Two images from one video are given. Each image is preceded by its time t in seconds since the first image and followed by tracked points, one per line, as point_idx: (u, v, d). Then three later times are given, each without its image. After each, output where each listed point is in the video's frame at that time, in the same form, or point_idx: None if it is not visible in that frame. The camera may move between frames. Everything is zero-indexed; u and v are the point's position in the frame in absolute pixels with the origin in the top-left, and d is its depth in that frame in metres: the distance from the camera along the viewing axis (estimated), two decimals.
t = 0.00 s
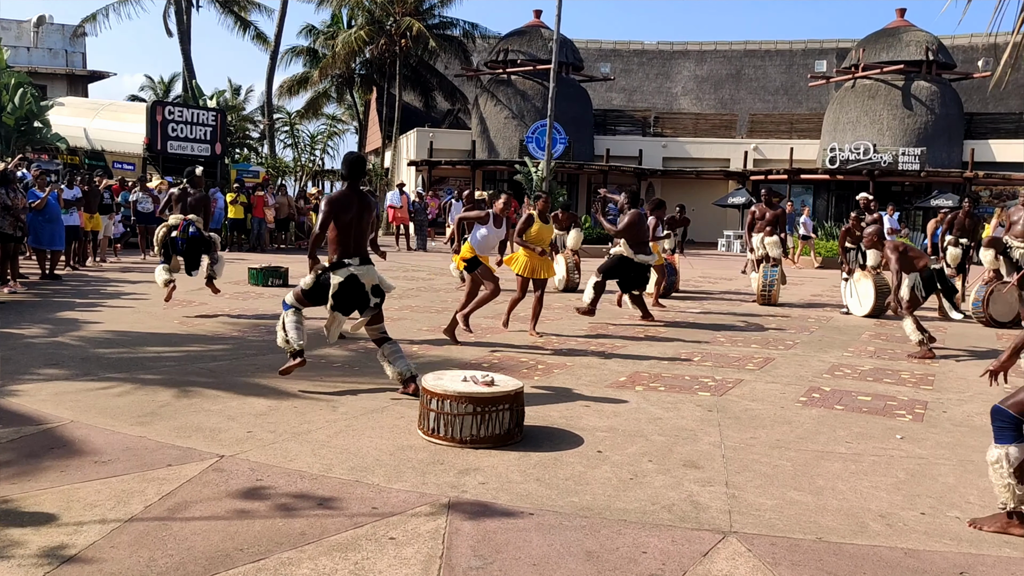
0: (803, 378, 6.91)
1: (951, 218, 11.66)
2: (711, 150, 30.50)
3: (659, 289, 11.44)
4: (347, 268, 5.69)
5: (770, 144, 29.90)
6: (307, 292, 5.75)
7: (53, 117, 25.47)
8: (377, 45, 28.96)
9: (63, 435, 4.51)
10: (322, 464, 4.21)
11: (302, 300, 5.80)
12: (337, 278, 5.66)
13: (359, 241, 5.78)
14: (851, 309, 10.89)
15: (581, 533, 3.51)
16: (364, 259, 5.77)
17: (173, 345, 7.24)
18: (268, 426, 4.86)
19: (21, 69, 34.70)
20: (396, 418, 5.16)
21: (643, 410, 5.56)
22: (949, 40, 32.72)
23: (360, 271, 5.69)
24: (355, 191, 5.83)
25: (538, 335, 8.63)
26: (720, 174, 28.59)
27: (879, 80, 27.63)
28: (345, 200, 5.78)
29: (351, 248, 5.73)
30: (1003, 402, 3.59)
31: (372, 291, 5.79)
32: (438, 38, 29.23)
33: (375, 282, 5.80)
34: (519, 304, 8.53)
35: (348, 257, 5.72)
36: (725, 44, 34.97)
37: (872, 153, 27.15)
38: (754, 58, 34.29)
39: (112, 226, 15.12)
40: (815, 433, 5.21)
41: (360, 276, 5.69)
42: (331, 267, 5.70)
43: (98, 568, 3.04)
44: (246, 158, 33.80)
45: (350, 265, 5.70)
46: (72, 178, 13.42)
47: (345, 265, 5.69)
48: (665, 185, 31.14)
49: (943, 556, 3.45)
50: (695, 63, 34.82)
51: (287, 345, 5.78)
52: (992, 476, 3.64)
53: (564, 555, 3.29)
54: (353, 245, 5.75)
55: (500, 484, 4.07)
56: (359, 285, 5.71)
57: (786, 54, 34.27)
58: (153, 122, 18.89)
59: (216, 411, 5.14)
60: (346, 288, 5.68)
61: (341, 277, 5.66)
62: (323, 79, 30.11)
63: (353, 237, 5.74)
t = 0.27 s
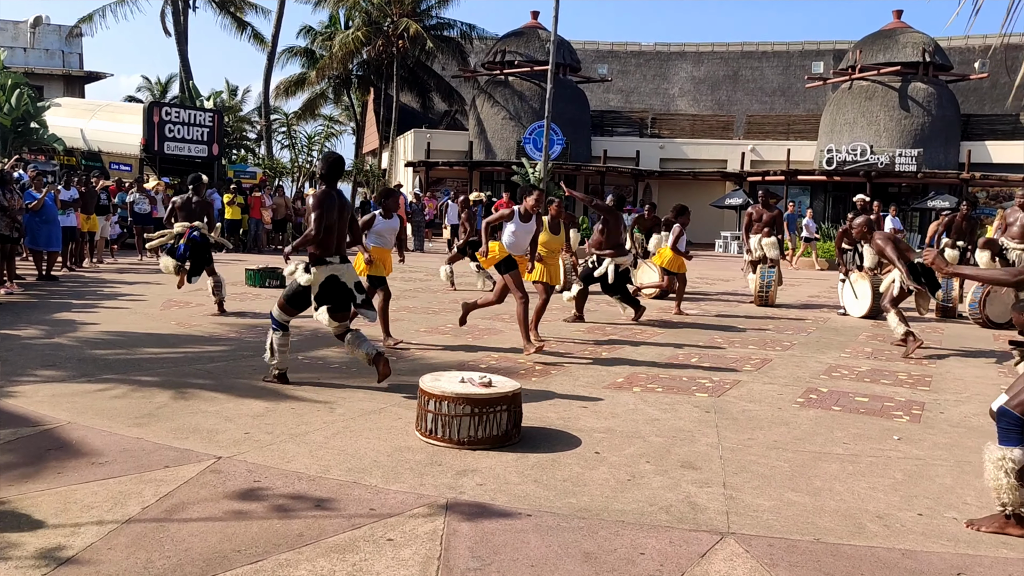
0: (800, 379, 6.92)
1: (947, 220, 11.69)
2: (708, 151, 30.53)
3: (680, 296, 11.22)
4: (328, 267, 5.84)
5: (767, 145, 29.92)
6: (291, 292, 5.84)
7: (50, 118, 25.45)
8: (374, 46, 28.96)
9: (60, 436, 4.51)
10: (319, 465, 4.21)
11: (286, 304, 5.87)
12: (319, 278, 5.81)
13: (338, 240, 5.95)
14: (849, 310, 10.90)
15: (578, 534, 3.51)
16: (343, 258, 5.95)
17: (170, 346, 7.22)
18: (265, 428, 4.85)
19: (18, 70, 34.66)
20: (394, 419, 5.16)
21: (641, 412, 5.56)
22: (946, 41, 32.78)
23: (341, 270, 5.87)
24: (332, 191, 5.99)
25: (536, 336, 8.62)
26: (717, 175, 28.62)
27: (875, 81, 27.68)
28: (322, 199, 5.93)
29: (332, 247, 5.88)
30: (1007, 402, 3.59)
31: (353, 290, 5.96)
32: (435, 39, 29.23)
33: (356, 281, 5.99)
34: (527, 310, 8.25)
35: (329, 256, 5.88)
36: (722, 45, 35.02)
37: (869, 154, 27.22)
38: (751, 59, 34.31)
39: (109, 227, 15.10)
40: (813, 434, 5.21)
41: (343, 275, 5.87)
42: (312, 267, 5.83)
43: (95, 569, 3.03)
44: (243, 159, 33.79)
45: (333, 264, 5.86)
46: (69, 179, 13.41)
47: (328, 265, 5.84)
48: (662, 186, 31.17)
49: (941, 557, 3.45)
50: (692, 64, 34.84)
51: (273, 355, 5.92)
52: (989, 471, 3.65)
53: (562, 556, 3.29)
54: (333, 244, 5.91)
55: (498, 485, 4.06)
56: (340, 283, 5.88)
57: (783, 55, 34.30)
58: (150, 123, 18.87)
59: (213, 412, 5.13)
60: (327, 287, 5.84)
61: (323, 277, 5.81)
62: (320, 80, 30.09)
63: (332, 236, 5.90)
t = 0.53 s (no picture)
0: (799, 379, 6.92)
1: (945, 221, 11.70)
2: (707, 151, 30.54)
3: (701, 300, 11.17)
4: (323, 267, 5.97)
5: (765, 146, 29.95)
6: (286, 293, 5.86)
7: (48, 119, 25.44)
8: (372, 47, 28.96)
9: (57, 437, 4.50)
10: (317, 466, 4.21)
11: (280, 306, 5.90)
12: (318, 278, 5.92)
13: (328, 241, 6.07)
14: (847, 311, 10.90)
15: (577, 534, 3.51)
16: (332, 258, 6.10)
17: (168, 347, 7.22)
18: (263, 428, 4.85)
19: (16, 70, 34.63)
20: (392, 420, 5.16)
21: (639, 412, 5.56)
22: (943, 42, 32.83)
23: (335, 270, 6.03)
24: (315, 193, 6.10)
25: (534, 336, 8.62)
26: (715, 175, 28.64)
27: (873, 82, 27.71)
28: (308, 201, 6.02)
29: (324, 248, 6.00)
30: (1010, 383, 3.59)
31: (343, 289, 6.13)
32: (434, 40, 29.23)
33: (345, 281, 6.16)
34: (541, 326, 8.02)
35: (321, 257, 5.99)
36: (721, 46, 35.05)
37: (867, 155, 27.27)
38: (748, 60, 34.34)
39: (107, 228, 15.07)
40: (811, 434, 5.22)
41: (337, 275, 6.02)
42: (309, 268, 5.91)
43: (93, 570, 3.03)
44: (241, 160, 33.78)
45: (326, 264, 5.98)
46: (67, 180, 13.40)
47: (323, 265, 5.96)
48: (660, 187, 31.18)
49: (939, 557, 3.46)
50: (691, 65, 34.84)
51: (269, 355, 5.92)
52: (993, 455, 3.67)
53: (561, 557, 3.29)
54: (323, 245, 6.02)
55: (497, 485, 4.06)
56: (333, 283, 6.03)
57: (781, 56, 34.35)
58: (148, 124, 18.85)
59: (211, 413, 5.13)
60: (324, 286, 5.97)
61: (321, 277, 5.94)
62: (318, 81, 30.09)
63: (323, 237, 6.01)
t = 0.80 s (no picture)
0: (797, 380, 6.92)
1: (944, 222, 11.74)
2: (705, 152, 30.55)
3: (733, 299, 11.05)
4: (315, 252, 6.05)
5: (764, 146, 29.97)
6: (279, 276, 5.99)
7: (46, 119, 25.43)
8: (371, 47, 28.94)
9: (55, 437, 4.49)
10: (316, 466, 4.21)
11: (273, 292, 6.03)
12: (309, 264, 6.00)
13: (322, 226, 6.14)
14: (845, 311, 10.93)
15: (576, 535, 3.51)
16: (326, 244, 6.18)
17: (167, 348, 7.21)
18: (262, 428, 4.85)
19: (14, 71, 34.60)
20: (391, 420, 5.16)
21: (638, 412, 5.56)
22: (942, 43, 32.88)
23: (327, 255, 6.10)
24: (313, 177, 6.16)
25: (533, 337, 8.62)
26: (714, 176, 28.64)
27: (872, 83, 27.73)
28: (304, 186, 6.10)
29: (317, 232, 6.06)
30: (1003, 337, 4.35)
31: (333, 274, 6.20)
32: (432, 40, 29.22)
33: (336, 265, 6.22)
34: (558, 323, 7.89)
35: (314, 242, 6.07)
36: (719, 47, 35.07)
37: (865, 155, 27.27)
38: (747, 60, 34.36)
39: (105, 228, 15.06)
40: (810, 434, 5.22)
41: (327, 260, 6.09)
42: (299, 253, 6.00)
43: (91, 570, 3.03)
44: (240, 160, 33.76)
45: (317, 249, 6.05)
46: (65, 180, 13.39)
47: (313, 249, 6.03)
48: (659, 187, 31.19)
49: (938, 557, 3.46)
50: (689, 65, 34.86)
51: (265, 337, 6.08)
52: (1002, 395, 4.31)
53: (560, 557, 3.29)
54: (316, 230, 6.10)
55: (495, 486, 4.06)
56: (325, 268, 6.11)
57: (780, 56, 34.38)
58: (147, 124, 18.84)
59: (209, 413, 5.13)
60: (315, 271, 6.05)
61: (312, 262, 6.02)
62: (316, 81, 30.08)
63: (316, 222, 6.08)
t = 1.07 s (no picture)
0: (796, 380, 6.92)
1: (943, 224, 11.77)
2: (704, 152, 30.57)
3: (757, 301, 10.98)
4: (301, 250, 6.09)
5: (762, 147, 29.99)
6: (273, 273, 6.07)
7: (44, 120, 25.42)
8: (369, 47, 28.95)
9: (55, 437, 4.49)
10: (315, 466, 4.21)
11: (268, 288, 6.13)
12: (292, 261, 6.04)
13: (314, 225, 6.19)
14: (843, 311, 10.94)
15: (574, 534, 3.51)
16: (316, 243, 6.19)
17: (166, 348, 7.21)
18: (260, 429, 4.85)
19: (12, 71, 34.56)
20: (390, 420, 5.15)
21: (637, 412, 5.57)
22: (940, 43, 32.92)
23: (313, 255, 6.10)
24: (313, 176, 6.21)
25: (532, 337, 8.61)
26: (712, 177, 28.65)
27: (871, 83, 27.76)
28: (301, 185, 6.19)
29: (307, 232, 6.12)
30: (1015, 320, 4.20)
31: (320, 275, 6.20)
32: (431, 41, 29.22)
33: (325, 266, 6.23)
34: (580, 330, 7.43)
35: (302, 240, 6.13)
36: (718, 47, 35.08)
37: (864, 155, 27.27)
38: (746, 61, 34.38)
39: (104, 229, 15.06)
40: (808, 434, 5.22)
41: (314, 259, 6.11)
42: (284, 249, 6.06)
43: (89, 570, 3.02)
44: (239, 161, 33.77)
45: (305, 248, 6.09)
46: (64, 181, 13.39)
47: (301, 248, 6.07)
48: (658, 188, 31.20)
49: (936, 557, 3.46)
50: (688, 66, 34.89)
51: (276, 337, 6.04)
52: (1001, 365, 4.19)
53: (558, 557, 3.29)
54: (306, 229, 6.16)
55: (494, 486, 4.06)
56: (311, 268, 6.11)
57: (778, 56, 34.42)
58: (145, 125, 18.84)
59: (208, 413, 5.13)
60: (299, 270, 6.06)
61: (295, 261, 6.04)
62: (315, 82, 30.07)
63: (306, 221, 6.13)
